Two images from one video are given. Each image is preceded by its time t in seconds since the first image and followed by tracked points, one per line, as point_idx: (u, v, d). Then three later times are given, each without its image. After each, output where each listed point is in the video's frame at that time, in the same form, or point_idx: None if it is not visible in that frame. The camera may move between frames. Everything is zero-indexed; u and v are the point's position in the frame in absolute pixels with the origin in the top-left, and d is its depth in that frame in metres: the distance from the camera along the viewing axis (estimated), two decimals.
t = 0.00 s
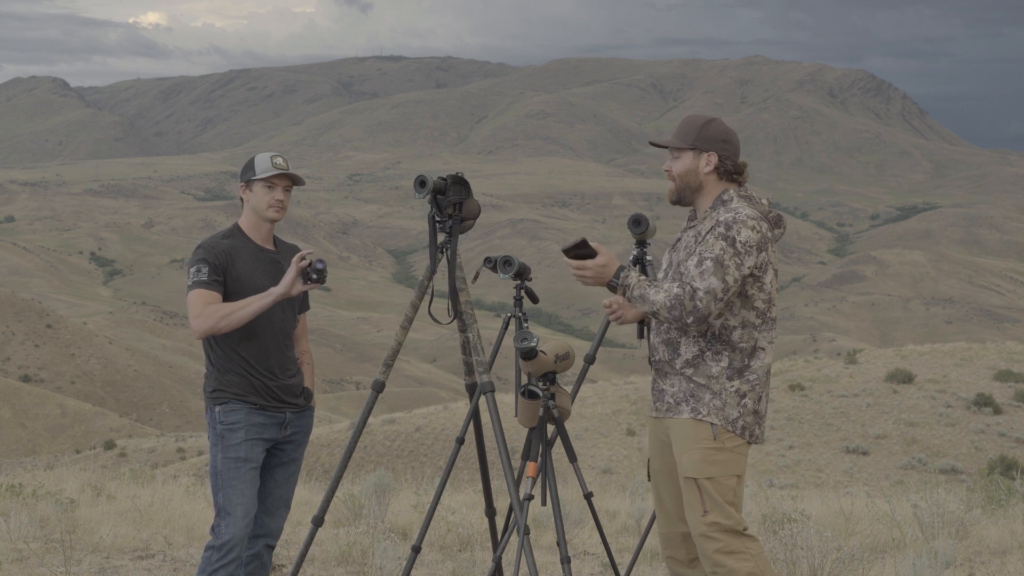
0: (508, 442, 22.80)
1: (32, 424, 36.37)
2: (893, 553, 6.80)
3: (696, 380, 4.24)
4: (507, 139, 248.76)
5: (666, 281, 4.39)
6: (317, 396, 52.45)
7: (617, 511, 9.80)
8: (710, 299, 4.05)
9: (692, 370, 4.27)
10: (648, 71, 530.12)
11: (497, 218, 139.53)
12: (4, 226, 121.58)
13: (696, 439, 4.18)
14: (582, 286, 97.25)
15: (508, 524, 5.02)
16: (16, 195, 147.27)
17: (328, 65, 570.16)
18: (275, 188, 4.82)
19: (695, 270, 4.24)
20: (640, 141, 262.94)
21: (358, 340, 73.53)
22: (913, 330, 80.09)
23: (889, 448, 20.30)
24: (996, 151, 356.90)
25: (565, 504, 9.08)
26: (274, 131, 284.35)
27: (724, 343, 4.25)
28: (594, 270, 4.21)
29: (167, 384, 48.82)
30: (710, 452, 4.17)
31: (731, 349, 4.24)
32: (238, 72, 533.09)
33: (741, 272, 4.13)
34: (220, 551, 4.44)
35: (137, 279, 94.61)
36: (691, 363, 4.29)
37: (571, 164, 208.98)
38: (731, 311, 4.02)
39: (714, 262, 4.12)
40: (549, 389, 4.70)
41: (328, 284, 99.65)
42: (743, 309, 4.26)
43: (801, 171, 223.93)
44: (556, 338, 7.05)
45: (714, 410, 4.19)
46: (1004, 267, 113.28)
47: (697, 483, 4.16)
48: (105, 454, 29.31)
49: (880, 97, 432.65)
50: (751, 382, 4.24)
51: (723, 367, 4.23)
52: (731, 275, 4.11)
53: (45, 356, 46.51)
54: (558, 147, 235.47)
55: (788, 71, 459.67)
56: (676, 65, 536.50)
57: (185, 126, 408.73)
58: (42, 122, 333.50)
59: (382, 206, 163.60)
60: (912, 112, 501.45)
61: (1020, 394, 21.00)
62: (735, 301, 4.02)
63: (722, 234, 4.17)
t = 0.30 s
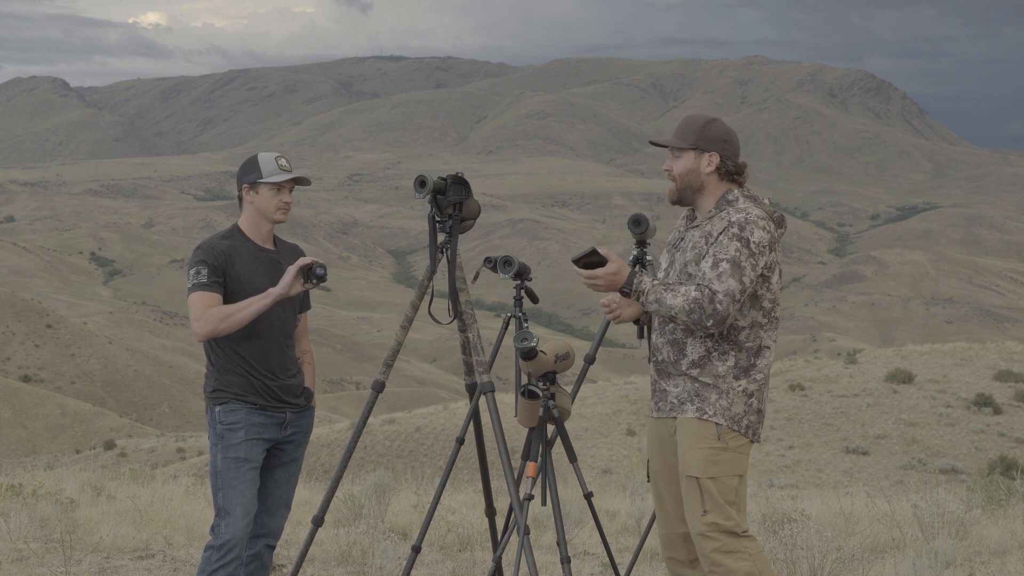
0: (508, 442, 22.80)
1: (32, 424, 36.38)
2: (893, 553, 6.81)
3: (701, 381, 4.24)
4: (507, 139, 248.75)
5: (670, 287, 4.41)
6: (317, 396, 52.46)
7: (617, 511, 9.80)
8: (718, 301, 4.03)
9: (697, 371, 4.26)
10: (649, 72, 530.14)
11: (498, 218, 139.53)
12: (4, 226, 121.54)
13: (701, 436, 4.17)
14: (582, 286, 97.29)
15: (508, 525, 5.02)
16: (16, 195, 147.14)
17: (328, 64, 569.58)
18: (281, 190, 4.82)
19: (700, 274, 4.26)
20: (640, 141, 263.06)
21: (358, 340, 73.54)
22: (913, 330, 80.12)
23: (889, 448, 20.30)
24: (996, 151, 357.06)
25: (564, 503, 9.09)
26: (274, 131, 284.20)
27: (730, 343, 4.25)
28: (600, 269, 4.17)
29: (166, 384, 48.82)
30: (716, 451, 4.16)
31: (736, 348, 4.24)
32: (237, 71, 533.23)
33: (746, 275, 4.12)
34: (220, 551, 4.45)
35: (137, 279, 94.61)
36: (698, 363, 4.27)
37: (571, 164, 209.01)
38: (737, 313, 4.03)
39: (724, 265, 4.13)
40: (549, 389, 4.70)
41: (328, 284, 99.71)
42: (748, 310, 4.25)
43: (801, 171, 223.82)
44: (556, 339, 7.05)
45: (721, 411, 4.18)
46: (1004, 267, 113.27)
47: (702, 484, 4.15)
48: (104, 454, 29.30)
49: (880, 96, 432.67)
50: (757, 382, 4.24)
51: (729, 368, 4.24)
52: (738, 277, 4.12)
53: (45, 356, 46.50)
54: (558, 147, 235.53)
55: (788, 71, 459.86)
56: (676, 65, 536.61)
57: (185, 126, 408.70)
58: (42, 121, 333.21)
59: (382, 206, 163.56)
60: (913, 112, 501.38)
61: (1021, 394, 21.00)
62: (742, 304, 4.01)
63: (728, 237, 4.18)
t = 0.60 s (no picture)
0: (508, 442, 22.79)
1: (32, 424, 36.37)
2: (892, 552, 6.81)
3: (711, 380, 4.24)
4: (508, 139, 248.87)
5: (677, 290, 4.41)
6: (318, 396, 52.49)
7: (617, 511, 9.80)
8: (730, 300, 4.01)
9: (702, 370, 4.28)
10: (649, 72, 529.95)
11: (498, 218, 139.57)
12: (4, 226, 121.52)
13: (707, 435, 4.17)
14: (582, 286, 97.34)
15: (508, 525, 5.01)
16: (16, 195, 147.18)
17: (329, 65, 570.20)
18: (283, 188, 4.83)
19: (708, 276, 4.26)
20: (640, 141, 263.21)
21: (359, 340, 73.54)
22: (913, 330, 80.20)
23: (889, 448, 20.29)
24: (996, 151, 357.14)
25: (564, 504, 9.09)
26: (274, 132, 284.71)
27: (735, 343, 4.27)
28: (608, 272, 4.11)
29: (167, 384, 48.82)
30: (725, 449, 4.16)
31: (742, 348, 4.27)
32: (238, 71, 532.95)
33: (753, 275, 4.12)
34: (219, 551, 4.44)
35: (137, 279, 94.64)
36: (704, 363, 4.27)
37: (571, 164, 209.07)
38: (745, 313, 4.03)
39: (734, 266, 4.15)
40: (549, 390, 4.70)
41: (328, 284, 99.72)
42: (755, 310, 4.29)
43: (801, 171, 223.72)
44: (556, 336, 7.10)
45: (732, 405, 4.19)
46: (1004, 267, 113.33)
47: (708, 483, 4.14)
48: (104, 454, 29.30)
49: (880, 96, 432.92)
50: (762, 381, 4.28)
51: (736, 368, 4.25)
52: (746, 275, 4.13)
53: (45, 356, 46.50)
54: (558, 147, 235.67)
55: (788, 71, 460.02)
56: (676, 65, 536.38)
57: (184, 127, 408.65)
58: (42, 121, 333.18)
59: (382, 206, 163.63)
60: (912, 111, 501.56)
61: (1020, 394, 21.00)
62: (747, 306, 4.00)
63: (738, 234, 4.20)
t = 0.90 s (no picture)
0: (508, 443, 22.80)
1: (32, 424, 36.37)
2: (894, 553, 6.80)
3: (714, 380, 4.25)
4: (508, 139, 248.91)
5: (683, 288, 4.39)
6: (317, 396, 52.45)
7: (617, 511, 9.80)
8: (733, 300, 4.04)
9: (708, 368, 4.28)
10: (649, 71, 529.65)
11: (498, 218, 139.54)
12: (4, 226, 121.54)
13: (713, 433, 4.17)
14: (582, 286, 97.36)
15: (508, 524, 5.02)
16: (16, 195, 147.27)
17: (329, 65, 570.54)
18: (279, 188, 4.84)
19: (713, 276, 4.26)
20: (639, 141, 263.29)
21: (359, 340, 73.55)
22: (913, 330, 80.16)
23: (889, 448, 20.30)
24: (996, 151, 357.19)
25: (563, 504, 9.10)
26: (275, 131, 284.82)
27: (740, 342, 4.27)
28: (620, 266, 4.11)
29: (166, 384, 48.82)
30: (731, 450, 4.15)
31: (748, 345, 4.27)
32: (238, 72, 532.95)
33: (760, 274, 4.14)
34: (218, 550, 4.45)
35: (136, 279, 94.65)
36: (709, 362, 4.27)
37: (571, 164, 209.04)
38: (750, 311, 4.04)
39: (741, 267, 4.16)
40: (550, 389, 4.70)
41: (329, 284, 99.71)
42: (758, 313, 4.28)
43: (801, 171, 223.91)
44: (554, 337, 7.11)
45: (735, 405, 4.20)
46: (1004, 267, 113.28)
47: (714, 482, 4.13)
48: (104, 454, 29.30)
49: (880, 96, 432.81)
50: (768, 380, 4.28)
51: (740, 366, 4.24)
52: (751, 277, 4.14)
53: (45, 356, 46.50)
54: (558, 147, 235.68)
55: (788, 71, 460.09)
56: (676, 65, 536.37)
57: (184, 127, 408.80)
58: (42, 121, 333.24)
59: (382, 206, 163.69)
60: (912, 111, 501.42)
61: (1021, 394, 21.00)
62: (755, 304, 3.98)
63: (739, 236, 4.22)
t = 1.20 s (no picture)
0: (508, 442, 22.81)
1: (32, 424, 36.36)
2: (892, 553, 6.81)
3: (719, 380, 4.26)
4: (508, 139, 248.88)
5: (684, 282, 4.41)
6: (317, 396, 52.40)
7: (618, 511, 9.79)
8: (734, 300, 4.03)
9: (712, 368, 4.27)
10: (649, 71, 529.08)
11: (497, 218, 139.51)
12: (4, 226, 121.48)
13: (721, 432, 4.16)
14: (582, 286, 97.36)
15: (509, 524, 5.01)
16: (16, 195, 147.26)
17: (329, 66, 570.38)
18: (272, 185, 4.84)
19: (717, 275, 4.27)
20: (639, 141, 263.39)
21: (359, 340, 73.54)
22: (913, 331, 80.11)
23: (889, 448, 20.29)
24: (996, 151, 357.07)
25: (565, 503, 9.09)
26: (275, 131, 284.71)
27: (741, 341, 4.28)
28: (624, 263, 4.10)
29: (166, 384, 48.82)
30: (736, 448, 4.16)
31: (750, 346, 4.27)
32: (238, 72, 532.83)
33: (759, 273, 4.15)
34: (218, 550, 4.45)
35: (136, 278, 94.64)
36: (711, 359, 4.27)
37: (570, 164, 208.96)
38: (750, 310, 4.03)
39: (744, 265, 4.17)
40: (549, 389, 4.69)
41: (329, 284, 99.69)
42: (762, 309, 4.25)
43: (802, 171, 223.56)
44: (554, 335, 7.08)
45: (739, 405, 4.20)
46: (1004, 267, 113.20)
47: (721, 481, 4.12)
48: (104, 454, 29.29)
49: (880, 96, 432.58)
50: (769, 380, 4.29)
51: (743, 365, 4.26)
52: (751, 275, 4.14)
53: (45, 356, 46.49)
54: (558, 147, 235.63)
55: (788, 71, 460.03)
56: (676, 65, 536.67)
57: (184, 127, 408.62)
58: (42, 121, 333.14)
59: (382, 206, 163.63)
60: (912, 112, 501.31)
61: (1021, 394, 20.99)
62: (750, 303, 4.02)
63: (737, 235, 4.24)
